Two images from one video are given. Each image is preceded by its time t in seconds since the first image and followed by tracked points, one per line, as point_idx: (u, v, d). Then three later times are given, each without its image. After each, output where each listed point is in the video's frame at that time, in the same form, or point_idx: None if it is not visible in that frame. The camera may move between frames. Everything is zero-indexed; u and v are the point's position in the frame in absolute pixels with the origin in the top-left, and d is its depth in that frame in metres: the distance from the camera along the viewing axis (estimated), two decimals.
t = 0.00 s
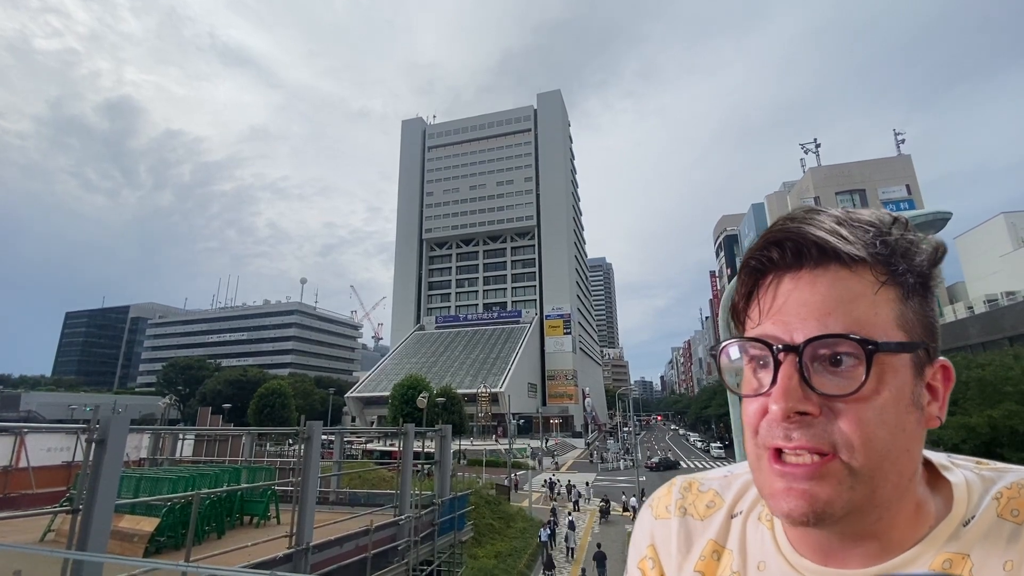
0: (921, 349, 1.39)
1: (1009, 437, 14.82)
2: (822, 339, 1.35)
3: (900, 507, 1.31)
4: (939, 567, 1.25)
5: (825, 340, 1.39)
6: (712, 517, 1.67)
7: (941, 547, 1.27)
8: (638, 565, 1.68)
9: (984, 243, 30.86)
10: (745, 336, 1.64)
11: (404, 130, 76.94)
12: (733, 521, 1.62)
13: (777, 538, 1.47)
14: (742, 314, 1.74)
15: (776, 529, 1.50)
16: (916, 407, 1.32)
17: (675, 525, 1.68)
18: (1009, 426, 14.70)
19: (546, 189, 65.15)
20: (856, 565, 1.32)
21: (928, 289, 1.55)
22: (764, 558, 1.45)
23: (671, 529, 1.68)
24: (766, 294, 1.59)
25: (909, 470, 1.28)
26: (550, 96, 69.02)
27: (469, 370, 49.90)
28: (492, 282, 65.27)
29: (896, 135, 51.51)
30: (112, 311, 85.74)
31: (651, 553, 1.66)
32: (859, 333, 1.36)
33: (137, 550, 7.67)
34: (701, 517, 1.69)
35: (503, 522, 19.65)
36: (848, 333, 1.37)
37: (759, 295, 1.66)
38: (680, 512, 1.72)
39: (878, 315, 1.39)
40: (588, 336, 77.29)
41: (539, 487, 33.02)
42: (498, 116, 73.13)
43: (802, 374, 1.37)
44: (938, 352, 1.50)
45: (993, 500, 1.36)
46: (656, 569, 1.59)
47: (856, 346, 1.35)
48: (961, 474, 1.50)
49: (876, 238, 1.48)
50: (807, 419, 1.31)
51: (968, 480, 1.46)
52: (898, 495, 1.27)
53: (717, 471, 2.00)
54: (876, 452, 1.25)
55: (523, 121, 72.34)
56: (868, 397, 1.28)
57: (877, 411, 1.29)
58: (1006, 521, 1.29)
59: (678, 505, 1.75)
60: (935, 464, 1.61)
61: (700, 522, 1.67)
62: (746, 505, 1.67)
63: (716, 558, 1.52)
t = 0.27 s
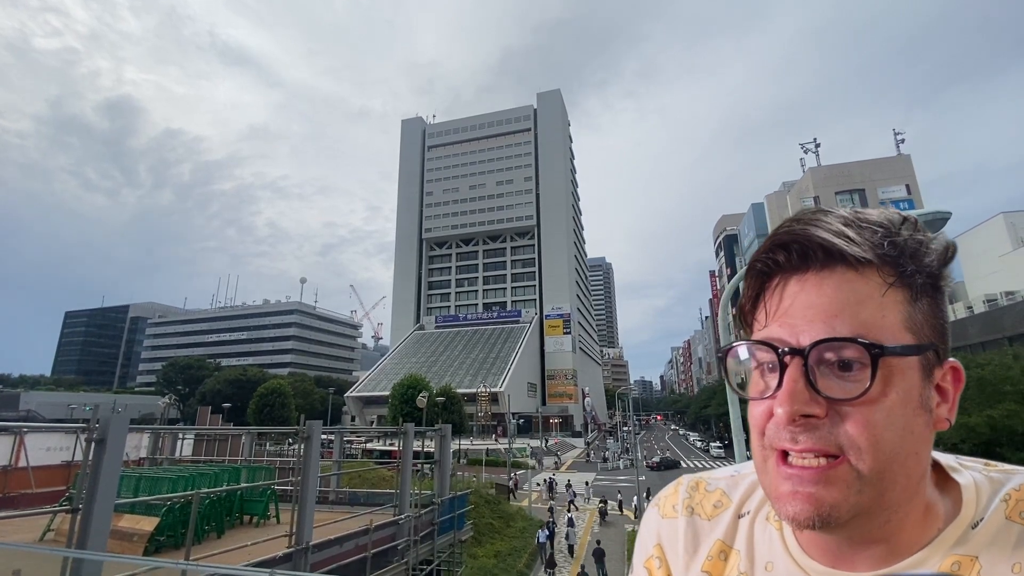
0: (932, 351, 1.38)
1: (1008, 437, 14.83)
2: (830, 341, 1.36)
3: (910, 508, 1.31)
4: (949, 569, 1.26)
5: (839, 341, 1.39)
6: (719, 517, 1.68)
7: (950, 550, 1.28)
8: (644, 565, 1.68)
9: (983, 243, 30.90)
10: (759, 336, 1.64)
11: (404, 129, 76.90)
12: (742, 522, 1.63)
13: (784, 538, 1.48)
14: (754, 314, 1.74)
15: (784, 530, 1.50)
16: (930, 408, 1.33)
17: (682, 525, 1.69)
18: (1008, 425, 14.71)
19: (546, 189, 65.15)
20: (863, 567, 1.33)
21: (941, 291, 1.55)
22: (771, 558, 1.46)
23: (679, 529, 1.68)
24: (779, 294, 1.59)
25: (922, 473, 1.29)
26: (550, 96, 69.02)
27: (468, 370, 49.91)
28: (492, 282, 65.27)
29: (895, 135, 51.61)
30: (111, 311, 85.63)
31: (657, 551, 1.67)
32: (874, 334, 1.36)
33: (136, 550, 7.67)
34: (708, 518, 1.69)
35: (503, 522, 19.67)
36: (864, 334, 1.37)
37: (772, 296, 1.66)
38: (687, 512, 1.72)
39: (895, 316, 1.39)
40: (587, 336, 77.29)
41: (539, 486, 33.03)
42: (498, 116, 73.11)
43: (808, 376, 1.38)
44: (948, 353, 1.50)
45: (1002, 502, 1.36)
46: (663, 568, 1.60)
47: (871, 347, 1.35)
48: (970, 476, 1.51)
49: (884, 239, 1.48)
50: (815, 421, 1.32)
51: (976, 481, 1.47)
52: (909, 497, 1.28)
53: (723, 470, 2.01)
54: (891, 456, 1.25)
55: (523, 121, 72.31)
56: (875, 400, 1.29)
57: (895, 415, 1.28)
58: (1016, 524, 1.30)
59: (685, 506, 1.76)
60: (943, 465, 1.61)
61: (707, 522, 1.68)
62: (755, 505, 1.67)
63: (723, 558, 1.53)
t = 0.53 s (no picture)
0: (928, 352, 1.40)
1: (1008, 437, 14.82)
2: (829, 343, 1.35)
3: (905, 510, 1.32)
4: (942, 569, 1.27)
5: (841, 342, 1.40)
6: (714, 517, 1.68)
7: (944, 550, 1.29)
8: (639, 565, 1.68)
9: (983, 243, 30.96)
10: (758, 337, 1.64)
11: (403, 129, 76.90)
12: (736, 521, 1.64)
13: (779, 537, 1.49)
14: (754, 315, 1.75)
15: (778, 530, 1.51)
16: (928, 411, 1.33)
17: (678, 525, 1.69)
18: (1008, 426, 14.69)
19: (546, 189, 65.15)
20: (860, 567, 1.34)
21: (939, 291, 1.56)
22: (766, 559, 1.46)
23: (673, 529, 1.69)
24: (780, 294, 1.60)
25: (918, 474, 1.30)
26: (550, 95, 69.02)
27: (468, 370, 49.92)
28: (491, 282, 65.31)
29: (895, 135, 51.67)
30: (111, 311, 85.65)
31: (653, 553, 1.67)
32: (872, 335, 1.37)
33: (136, 549, 7.69)
34: (703, 518, 1.70)
35: (503, 522, 19.68)
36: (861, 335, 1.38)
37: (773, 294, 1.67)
38: (682, 512, 1.73)
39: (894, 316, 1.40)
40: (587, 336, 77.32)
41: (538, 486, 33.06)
42: (497, 116, 73.09)
43: (808, 379, 1.38)
44: (942, 354, 1.51)
45: (996, 501, 1.37)
46: (659, 568, 1.60)
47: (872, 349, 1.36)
48: (964, 476, 1.52)
49: (879, 239, 1.49)
50: (813, 425, 1.32)
51: (970, 482, 1.48)
52: (910, 499, 1.28)
53: (717, 470, 2.02)
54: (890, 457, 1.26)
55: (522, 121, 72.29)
56: (872, 402, 1.29)
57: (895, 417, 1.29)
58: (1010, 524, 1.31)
59: (680, 506, 1.76)
60: (936, 466, 1.63)
61: (702, 523, 1.68)
62: (749, 506, 1.67)
63: (718, 558, 1.53)
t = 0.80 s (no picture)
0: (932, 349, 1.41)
1: (1008, 437, 14.81)
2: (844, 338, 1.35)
3: (905, 508, 1.33)
4: (936, 569, 1.27)
5: (833, 336, 1.41)
6: (707, 517, 1.68)
7: (939, 548, 1.30)
8: (633, 565, 1.68)
9: (982, 243, 30.99)
10: (752, 331, 1.65)
11: (403, 129, 76.90)
12: (730, 521, 1.64)
13: (771, 537, 1.49)
14: (749, 311, 1.75)
15: (773, 531, 1.51)
16: (920, 405, 1.34)
17: (670, 524, 1.69)
18: (1006, 426, 14.70)
19: (546, 189, 65.16)
20: (855, 566, 1.33)
21: (930, 288, 1.57)
22: (760, 558, 1.46)
23: (667, 530, 1.68)
24: (776, 292, 1.60)
25: (911, 471, 1.29)
26: (550, 95, 69.03)
27: (468, 370, 49.92)
28: (491, 282, 65.31)
29: (895, 135, 51.70)
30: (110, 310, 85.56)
31: (647, 552, 1.66)
32: (863, 329, 1.38)
33: (136, 549, 7.70)
34: (695, 518, 1.69)
35: (502, 522, 19.67)
36: (854, 330, 1.39)
37: (767, 290, 1.67)
38: (675, 512, 1.72)
39: (886, 312, 1.41)
40: (586, 336, 77.31)
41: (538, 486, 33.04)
42: (497, 116, 73.10)
43: (822, 372, 1.37)
44: (936, 355, 1.53)
45: (988, 500, 1.38)
46: (651, 569, 1.61)
47: (864, 342, 1.37)
48: (954, 476, 1.53)
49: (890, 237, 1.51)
50: (825, 420, 1.31)
51: (962, 482, 1.49)
52: (903, 497, 1.28)
53: (710, 472, 2.02)
54: (884, 451, 1.26)
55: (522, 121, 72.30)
56: (882, 397, 1.30)
57: (886, 415, 1.29)
58: (1002, 523, 1.32)
59: (672, 506, 1.76)
60: (929, 467, 1.64)
61: (696, 522, 1.67)
62: (743, 506, 1.68)
63: (712, 559, 1.53)
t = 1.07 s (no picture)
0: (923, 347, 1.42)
1: (1007, 438, 14.81)
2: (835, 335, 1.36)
3: (899, 506, 1.33)
4: (930, 568, 1.27)
5: (817, 336, 1.41)
6: (705, 518, 1.68)
7: (932, 548, 1.30)
8: (633, 567, 1.68)
9: (981, 244, 31.01)
10: (741, 332, 1.65)
11: (403, 129, 76.93)
12: (728, 523, 1.64)
13: (768, 537, 1.50)
14: (739, 313, 1.76)
15: (769, 531, 1.52)
16: (908, 404, 1.34)
17: (669, 527, 1.68)
18: (1006, 426, 14.71)
19: (545, 189, 65.18)
20: (847, 564, 1.34)
21: (917, 288, 1.58)
22: (757, 559, 1.47)
23: (665, 531, 1.68)
24: (766, 292, 1.61)
25: (897, 467, 1.31)
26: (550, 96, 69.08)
27: (467, 370, 49.90)
28: (491, 282, 65.32)
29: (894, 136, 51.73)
30: (110, 311, 85.43)
31: (646, 554, 1.67)
32: (848, 328, 1.38)
33: (135, 550, 7.69)
34: (695, 519, 1.69)
35: (502, 522, 19.65)
36: (840, 330, 1.39)
37: (753, 292, 1.69)
38: (674, 514, 1.72)
39: (871, 312, 1.41)
40: (586, 336, 77.32)
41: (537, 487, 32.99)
42: (497, 116, 73.12)
43: (812, 370, 1.38)
44: (927, 354, 1.54)
45: (981, 499, 1.39)
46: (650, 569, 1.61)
47: (848, 341, 1.38)
48: (950, 475, 1.53)
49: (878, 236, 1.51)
50: (819, 417, 1.32)
51: (957, 480, 1.48)
52: (891, 491, 1.28)
53: (708, 473, 2.02)
54: (869, 446, 1.26)
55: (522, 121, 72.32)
56: (873, 394, 1.31)
57: (875, 411, 1.30)
58: (994, 520, 1.33)
59: (671, 507, 1.76)
60: (923, 465, 1.64)
61: (693, 523, 1.68)
62: (740, 507, 1.69)
63: (710, 560, 1.54)
